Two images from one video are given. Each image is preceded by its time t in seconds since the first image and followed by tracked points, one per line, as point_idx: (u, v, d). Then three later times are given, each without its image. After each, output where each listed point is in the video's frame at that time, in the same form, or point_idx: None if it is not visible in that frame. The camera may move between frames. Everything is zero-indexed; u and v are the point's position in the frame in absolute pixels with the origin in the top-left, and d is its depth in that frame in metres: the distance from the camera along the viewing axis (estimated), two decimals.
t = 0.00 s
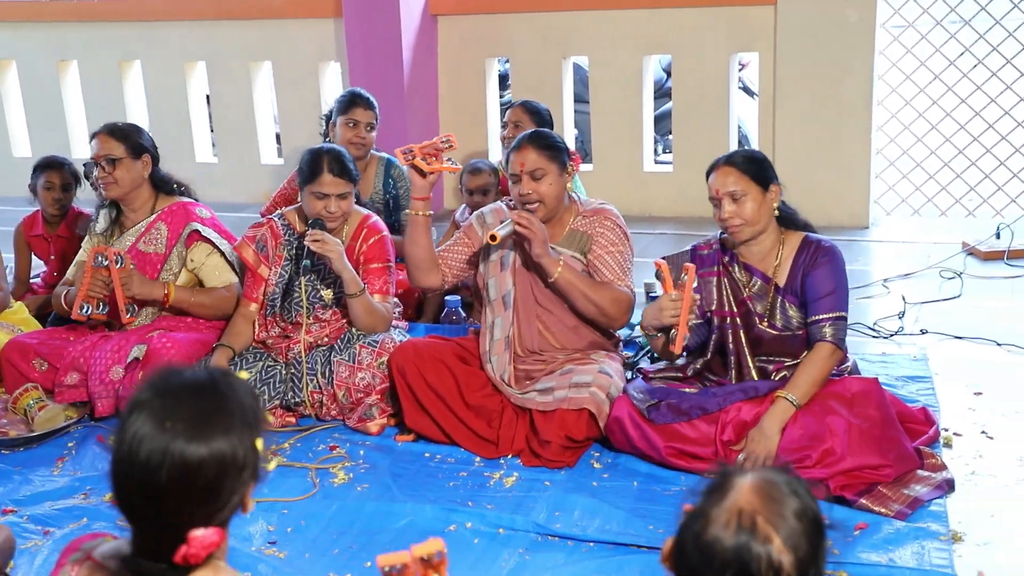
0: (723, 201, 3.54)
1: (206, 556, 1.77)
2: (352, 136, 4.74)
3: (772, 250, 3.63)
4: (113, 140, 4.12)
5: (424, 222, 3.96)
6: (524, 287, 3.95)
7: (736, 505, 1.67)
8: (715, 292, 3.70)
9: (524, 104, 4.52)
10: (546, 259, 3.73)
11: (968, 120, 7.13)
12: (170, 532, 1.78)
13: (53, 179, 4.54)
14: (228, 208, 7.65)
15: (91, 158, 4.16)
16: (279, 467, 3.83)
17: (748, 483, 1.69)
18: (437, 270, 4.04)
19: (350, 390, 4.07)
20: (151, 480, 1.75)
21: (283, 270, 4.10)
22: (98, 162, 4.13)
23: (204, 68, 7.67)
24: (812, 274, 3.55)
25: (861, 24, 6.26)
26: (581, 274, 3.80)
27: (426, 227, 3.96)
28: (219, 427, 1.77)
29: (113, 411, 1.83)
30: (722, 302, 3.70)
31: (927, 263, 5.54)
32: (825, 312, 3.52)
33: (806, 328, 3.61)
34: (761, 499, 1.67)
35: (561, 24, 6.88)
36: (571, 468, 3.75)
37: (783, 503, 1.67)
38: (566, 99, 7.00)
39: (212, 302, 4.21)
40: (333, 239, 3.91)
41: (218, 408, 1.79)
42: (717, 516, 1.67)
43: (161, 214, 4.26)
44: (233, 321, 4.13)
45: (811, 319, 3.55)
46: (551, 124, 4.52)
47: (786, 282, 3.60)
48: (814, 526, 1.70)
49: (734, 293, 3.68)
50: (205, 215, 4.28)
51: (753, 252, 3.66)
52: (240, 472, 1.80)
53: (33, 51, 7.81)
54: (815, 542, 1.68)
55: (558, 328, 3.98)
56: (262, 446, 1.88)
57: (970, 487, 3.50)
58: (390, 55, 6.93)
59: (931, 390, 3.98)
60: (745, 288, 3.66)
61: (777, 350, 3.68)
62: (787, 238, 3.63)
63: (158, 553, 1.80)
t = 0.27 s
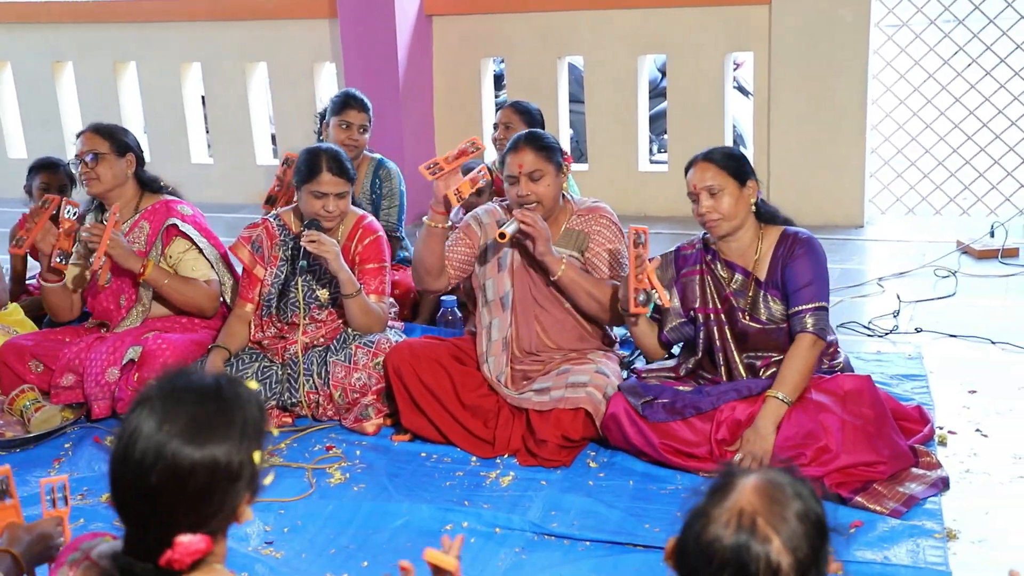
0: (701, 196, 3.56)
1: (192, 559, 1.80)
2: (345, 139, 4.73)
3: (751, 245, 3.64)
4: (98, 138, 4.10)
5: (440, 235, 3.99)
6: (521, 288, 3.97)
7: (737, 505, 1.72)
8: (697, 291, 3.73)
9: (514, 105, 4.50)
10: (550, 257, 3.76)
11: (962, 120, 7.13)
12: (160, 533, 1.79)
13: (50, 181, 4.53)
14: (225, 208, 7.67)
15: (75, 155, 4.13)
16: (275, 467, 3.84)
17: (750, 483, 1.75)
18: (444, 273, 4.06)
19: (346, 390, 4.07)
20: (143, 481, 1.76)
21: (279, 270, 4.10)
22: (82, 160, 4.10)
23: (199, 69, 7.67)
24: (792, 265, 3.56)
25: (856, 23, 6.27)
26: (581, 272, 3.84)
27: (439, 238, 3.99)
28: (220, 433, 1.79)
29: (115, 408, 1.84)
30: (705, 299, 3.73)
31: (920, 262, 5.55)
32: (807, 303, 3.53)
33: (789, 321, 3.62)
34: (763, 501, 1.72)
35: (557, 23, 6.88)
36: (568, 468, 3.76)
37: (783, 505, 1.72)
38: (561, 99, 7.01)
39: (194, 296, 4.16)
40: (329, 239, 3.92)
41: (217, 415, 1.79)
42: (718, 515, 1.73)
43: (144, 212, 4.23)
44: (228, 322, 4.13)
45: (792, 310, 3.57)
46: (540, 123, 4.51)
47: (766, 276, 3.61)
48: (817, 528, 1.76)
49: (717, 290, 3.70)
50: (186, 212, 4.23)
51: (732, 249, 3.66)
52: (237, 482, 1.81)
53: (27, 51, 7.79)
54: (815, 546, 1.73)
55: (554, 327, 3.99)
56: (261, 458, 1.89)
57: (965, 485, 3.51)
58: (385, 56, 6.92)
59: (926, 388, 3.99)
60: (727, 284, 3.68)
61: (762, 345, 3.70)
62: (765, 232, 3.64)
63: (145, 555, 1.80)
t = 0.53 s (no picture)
0: (669, 205, 4.27)
1: (213, 514, 2.14)
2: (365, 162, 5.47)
3: (707, 246, 4.39)
4: (158, 163, 4.77)
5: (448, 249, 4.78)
6: (515, 288, 4.72)
7: (686, 469, 2.04)
8: (664, 284, 4.46)
9: (508, 132, 5.15)
10: (540, 263, 4.50)
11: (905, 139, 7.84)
12: (189, 489, 2.17)
13: (118, 199, 5.27)
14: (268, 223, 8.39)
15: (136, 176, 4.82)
16: (308, 439, 4.59)
17: (697, 450, 2.08)
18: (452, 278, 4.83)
19: (367, 374, 4.82)
20: (177, 444, 2.15)
21: (310, 274, 4.84)
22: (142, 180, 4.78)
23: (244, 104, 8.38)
24: (741, 262, 4.30)
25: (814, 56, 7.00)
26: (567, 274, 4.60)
27: (448, 252, 4.78)
28: (240, 409, 2.17)
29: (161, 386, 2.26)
30: (670, 291, 4.45)
31: (851, 265, 6.33)
32: (753, 292, 4.27)
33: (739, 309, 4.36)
34: (706, 464, 2.05)
35: (545, 65, 7.59)
36: (555, 440, 4.51)
37: (724, 468, 2.05)
38: (548, 126, 7.74)
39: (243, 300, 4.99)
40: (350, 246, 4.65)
41: (240, 394, 2.18)
42: (668, 480, 2.04)
43: (193, 226, 4.96)
44: (267, 317, 4.89)
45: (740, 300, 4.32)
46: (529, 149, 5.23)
47: (720, 272, 4.35)
48: (752, 486, 2.08)
49: (679, 285, 4.43)
50: (226, 226, 4.96)
51: (691, 250, 4.40)
52: (255, 450, 2.19)
53: (106, 93, 8.50)
54: (752, 501, 2.06)
55: (543, 320, 4.75)
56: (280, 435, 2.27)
57: (887, 452, 4.27)
58: (399, 90, 7.66)
59: (854, 372, 4.75)
60: (688, 279, 4.41)
61: (718, 331, 4.44)
62: (718, 236, 4.38)
63: (177, 508, 2.18)
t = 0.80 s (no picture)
0: (678, 205, 4.51)
1: (200, 494, 2.28)
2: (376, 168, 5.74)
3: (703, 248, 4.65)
4: (185, 167, 5.10)
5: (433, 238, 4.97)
6: (509, 287, 4.94)
7: (653, 458, 2.13)
8: (660, 278, 4.69)
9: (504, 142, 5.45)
10: (528, 263, 4.70)
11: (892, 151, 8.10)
12: (178, 473, 2.33)
13: (135, 203, 5.53)
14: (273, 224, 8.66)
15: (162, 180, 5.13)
16: (312, 433, 4.83)
17: (662, 437, 2.17)
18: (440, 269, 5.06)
19: (370, 370, 5.05)
20: (164, 430, 2.31)
21: (316, 274, 5.09)
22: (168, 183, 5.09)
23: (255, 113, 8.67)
24: (735, 264, 4.57)
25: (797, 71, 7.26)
26: (556, 276, 4.79)
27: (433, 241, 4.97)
28: (220, 394, 2.32)
29: (150, 384, 2.44)
30: (665, 285, 4.70)
31: (833, 268, 6.56)
32: (744, 293, 4.54)
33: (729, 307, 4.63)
34: (671, 450, 2.14)
35: (543, 76, 7.85)
36: (549, 434, 4.74)
37: (689, 454, 2.13)
38: (543, 134, 8.00)
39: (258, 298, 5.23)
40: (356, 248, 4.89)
41: (220, 381, 2.33)
42: (638, 469, 2.14)
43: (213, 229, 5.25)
44: (275, 316, 5.15)
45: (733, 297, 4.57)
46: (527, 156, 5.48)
47: (715, 271, 4.61)
48: (717, 468, 2.16)
49: (674, 280, 4.67)
50: (249, 229, 5.25)
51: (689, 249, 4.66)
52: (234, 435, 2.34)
53: (127, 106, 8.82)
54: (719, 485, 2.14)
55: (536, 319, 4.96)
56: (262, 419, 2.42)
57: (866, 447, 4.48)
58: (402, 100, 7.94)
59: (834, 369, 4.96)
60: (682, 276, 4.65)
61: (708, 325, 4.68)
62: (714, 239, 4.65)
63: (168, 495, 2.33)
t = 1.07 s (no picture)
0: (754, 182, 3.45)
1: (85, 541, 1.77)
2: (348, 138, 4.67)
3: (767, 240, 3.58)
4: (108, 130, 4.11)
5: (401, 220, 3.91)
6: (503, 285, 3.85)
7: (642, 493, 1.72)
8: (705, 277, 3.62)
9: (503, 100, 4.41)
10: (524, 255, 3.64)
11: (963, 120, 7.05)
12: (55, 514, 1.80)
13: (26, 176, 4.46)
14: (207, 207, 7.60)
15: (81, 146, 4.12)
16: (257, 471, 3.76)
17: (652, 470, 1.75)
18: (410, 263, 3.99)
19: (330, 392, 3.97)
20: (31, 460, 1.77)
21: (260, 268, 4.01)
22: (91, 149, 4.09)
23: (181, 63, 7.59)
24: (805, 265, 3.50)
25: (850, 19, 6.22)
26: (560, 272, 3.72)
27: (401, 225, 3.91)
28: (102, 413, 1.78)
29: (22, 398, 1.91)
30: (712, 286, 3.62)
31: (916, 262, 5.48)
32: (816, 299, 3.46)
33: (794, 319, 3.57)
34: (664, 482, 1.72)
35: (547, 16, 6.80)
36: (557, 472, 3.67)
37: (688, 485, 1.71)
38: (551, 94, 6.93)
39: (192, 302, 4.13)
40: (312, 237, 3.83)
41: (104, 396, 1.79)
42: (625, 508, 1.72)
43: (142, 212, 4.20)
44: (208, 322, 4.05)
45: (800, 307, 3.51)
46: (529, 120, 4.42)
47: (778, 272, 3.55)
48: (725, 502, 1.74)
49: (724, 279, 3.60)
50: (189, 216, 4.21)
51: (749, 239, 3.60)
52: (121, 462, 1.79)
53: (6, 43, 7.70)
54: (727, 523, 1.72)
55: (538, 326, 3.87)
56: (162, 442, 1.86)
57: (962, 489, 3.43)
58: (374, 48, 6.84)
59: (922, 392, 3.91)
60: (735, 276, 3.59)
61: (762, 338, 3.62)
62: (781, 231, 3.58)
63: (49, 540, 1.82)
